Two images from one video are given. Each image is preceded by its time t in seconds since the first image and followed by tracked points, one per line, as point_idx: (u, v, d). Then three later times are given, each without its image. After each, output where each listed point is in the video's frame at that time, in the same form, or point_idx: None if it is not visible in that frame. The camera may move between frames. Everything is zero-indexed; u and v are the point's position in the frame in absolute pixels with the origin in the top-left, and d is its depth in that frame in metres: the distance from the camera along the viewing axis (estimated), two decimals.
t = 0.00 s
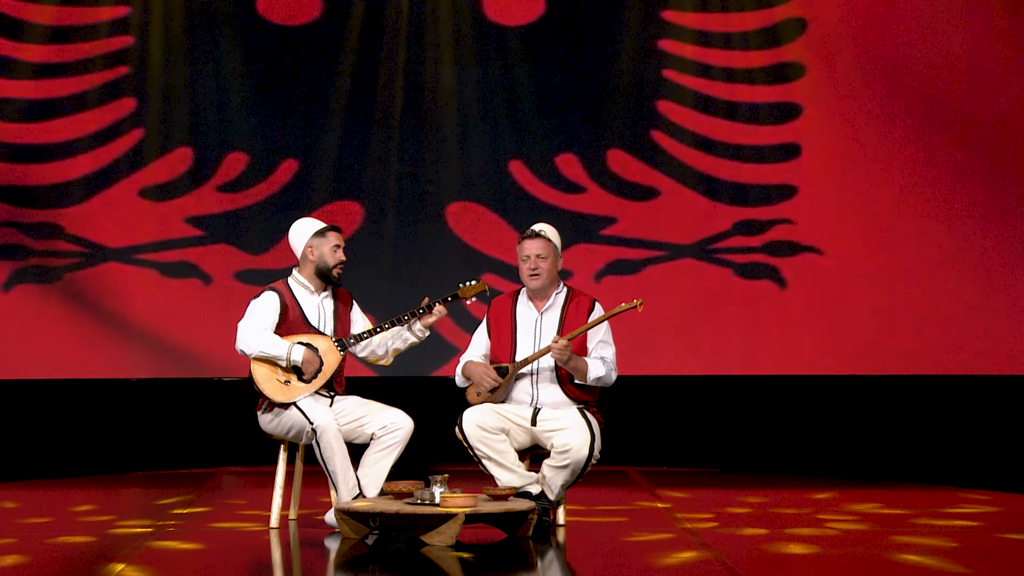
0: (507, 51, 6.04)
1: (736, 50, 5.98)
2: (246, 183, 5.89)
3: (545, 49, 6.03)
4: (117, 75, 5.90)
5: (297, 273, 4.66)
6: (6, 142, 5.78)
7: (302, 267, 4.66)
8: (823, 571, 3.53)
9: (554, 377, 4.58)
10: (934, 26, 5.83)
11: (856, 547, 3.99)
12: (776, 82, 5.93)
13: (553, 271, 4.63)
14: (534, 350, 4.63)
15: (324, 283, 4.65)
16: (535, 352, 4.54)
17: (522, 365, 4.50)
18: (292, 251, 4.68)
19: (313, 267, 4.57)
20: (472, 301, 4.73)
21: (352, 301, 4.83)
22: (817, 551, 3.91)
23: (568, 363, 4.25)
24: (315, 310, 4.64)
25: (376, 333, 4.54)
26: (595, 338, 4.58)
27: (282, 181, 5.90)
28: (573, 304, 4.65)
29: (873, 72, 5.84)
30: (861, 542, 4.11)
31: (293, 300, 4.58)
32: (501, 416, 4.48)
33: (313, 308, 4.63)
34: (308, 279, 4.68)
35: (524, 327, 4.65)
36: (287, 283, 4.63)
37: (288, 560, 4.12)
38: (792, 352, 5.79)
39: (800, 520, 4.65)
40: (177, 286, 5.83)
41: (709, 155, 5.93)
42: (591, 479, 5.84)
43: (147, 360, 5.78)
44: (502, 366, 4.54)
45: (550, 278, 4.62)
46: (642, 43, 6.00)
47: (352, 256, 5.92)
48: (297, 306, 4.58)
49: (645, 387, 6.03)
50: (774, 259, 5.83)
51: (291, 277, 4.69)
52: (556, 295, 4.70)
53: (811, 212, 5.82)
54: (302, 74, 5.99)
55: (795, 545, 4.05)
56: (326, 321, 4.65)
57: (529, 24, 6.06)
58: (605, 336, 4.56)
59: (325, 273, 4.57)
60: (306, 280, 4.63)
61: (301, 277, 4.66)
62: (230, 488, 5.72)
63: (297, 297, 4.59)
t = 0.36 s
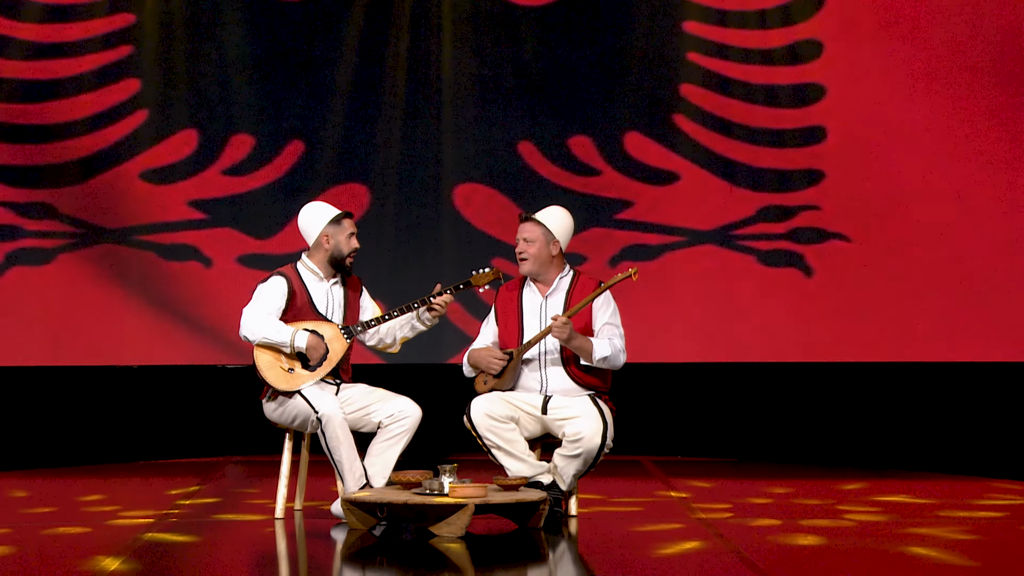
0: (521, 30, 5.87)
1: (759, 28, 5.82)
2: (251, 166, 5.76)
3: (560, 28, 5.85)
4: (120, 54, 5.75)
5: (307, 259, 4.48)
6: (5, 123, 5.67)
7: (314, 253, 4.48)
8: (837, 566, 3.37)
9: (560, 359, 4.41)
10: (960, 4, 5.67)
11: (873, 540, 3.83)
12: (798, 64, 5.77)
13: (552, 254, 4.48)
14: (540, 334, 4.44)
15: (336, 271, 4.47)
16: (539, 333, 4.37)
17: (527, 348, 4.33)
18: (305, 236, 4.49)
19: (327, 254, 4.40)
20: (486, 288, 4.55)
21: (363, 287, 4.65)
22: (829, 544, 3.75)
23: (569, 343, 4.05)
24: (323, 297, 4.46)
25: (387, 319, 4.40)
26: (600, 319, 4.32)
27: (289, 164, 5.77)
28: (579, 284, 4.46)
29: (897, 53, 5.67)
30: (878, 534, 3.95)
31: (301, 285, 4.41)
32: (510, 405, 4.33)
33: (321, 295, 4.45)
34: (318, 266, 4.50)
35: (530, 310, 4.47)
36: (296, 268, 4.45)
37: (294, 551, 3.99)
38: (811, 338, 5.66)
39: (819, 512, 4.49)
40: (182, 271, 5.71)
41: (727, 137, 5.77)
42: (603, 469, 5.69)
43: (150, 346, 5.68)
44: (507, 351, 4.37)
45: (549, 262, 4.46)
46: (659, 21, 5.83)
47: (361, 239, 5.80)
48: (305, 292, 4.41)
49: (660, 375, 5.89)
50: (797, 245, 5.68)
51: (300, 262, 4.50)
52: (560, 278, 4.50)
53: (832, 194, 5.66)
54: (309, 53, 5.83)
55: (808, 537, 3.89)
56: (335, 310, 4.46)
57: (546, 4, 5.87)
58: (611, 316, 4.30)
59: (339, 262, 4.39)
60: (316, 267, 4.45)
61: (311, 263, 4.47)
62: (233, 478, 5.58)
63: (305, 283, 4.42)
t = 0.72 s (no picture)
0: (530, 7, 5.71)
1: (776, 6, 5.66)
2: (254, 147, 5.64)
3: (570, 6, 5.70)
4: (120, 32, 5.62)
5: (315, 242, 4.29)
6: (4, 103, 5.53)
7: (324, 236, 4.30)
8: (849, 558, 3.23)
9: (565, 342, 4.25)
10: None
11: (885, 530, 3.69)
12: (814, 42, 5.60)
13: (553, 234, 4.32)
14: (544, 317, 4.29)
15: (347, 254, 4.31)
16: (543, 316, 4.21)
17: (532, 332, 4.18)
18: (314, 219, 4.31)
19: (341, 236, 4.24)
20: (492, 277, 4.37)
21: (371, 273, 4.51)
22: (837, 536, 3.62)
23: (573, 323, 3.87)
24: (332, 282, 4.29)
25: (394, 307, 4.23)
26: (605, 298, 4.14)
27: (293, 144, 5.65)
28: (582, 264, 4.29)
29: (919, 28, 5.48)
30: (890, 525, 3.81)
31: (310, 269, 4.25)
32: (519, 392, 4.20)
33: (330, 280, 4.28)
34: (326, 250, 4.32)
35: (533, 294, 4.30)
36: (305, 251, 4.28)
37: (299, 542, 3.87)
38: (827, 324, 5.51)
39: (837, 502, 4.34)
40: (184, 255, 5.61)
41: (743, 117, 5.60)
42: (616, 458, 5.54)
43: (151, 331, 5.59)
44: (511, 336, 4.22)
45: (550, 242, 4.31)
46: None
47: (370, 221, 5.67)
48: (314, 277, 4.25)
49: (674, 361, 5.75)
50: (812, 227, 5.52)
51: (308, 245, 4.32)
52: (560, 260, 4.31)
53: (849, 176, 5.51)
54: (313, 32, 5.69)
55: (816, 529, 3.76)
56: (343, 295, 4.31)
57: None
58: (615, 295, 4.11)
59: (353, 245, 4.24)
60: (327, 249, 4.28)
61: (321, 246, 4.30)
62: (237, 467, 5.46)
63: (315, 267, 4.25)
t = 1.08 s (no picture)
0: None
1: None
2: (255, 129, 5.51)
3: None
4: (120, 11, 5.50)
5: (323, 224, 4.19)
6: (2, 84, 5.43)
7: (332, 218, 4.21)
8: (865, 554, 3.10)
9: (573, 327, 4.11)
10: None
11: (900, 523, 3.56)
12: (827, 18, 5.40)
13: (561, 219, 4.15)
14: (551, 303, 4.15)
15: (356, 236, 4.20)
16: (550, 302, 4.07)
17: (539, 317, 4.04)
18: (323, 200, 4.22)
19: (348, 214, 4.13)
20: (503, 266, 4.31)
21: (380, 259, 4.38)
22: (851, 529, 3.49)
23: (585, 308, 3.73)
24: (340, 266, 4.18)
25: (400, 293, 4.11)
26: (615, 283, 3.99)
27: (295, 126, 5.51)
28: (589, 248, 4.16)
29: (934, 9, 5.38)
30: (905, 517, 3.68)
31: (318, 253, 4.13)
32: (528, 380, 4.08)
33: (338, 264, 4.17)
34: (335, 233, 4.22)
35: (540, 281, 4.16)
36: (313, 233, 4.17)
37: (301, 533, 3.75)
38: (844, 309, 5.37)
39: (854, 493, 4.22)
40: (186, 240, 5.50)
41: (757, 98, 5.45)
42: (628, 448, 5.42)
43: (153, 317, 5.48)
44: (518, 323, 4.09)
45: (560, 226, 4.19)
46: None
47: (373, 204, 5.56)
48: (322, 260, 4.13)
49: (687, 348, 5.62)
50: (828, 211, 5.37)
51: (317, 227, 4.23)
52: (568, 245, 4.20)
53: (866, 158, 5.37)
54: (317, 11, 5.55)
55: (830, 522, 3.63)
56: (350, 279, 4.19)
57: None
58: (625, 279, 3.96)
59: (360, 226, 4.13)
60: (334, 231, 4.17)
61: (329, 228, 4.19)
62: (241, 456, 5.34)
63: (323, 250, 4.13)
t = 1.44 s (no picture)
0: None
1: None
2: (263, 112, 5.41)
3: None
4: None
5: (326, 208, 4.06)
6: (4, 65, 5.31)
7: (335, 201, 4.07)
8: (891, 549, 2.98)
9: (593, 319, 3.97)
10: None
11: (923, 516, 3.45)
12: None
13: (586, 209, 4.00)
14: (570, 292, 4.01)
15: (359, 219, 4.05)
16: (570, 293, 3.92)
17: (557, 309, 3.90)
18: (324, 182, 4.08)
19: (349, 200, 3.98)
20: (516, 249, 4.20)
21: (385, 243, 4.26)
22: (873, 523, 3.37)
23: (614, 295, 3.67)
24: (346, 250, 4.06)
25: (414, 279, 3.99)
26: (637, 273, 3.91)
27: (303, 109, 5.41)
28: (611, 237, 4.02)
29: None
30: (929, 510, 3.57)
31: (323, 237, 4.01)
32: (543, 369, 3.94)
33: (343, 248, 4.05)
34: (340, 216, 4.08)
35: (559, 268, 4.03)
36: (317, 218, 4.04)
37: (310, 525, 3.62)
38: (866, 296, 5.23)
39: (877, 485, 4.09)
40: (190, 226, 5.38)
41: (777, 79, 5.32)
42: (641, 439, 5.29)
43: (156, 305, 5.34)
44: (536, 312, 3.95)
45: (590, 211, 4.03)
46: None
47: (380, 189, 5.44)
48: (327, 244, 4.00)
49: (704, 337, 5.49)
50: (849, 195, 5.24)
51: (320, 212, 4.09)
52: (590, 232, 4.05)
53: (889, 141, 5.23)
54: None
55: (852, 516, 3.50)
56: (357, 263, 4.07)
57: None
58: (649, 270, 3.89)
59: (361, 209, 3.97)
60: (337, 215, 4.04)
61: (332, 212, 4.06)
62: (246, 447, 5.22)
63: (327, 234, 4.01)
